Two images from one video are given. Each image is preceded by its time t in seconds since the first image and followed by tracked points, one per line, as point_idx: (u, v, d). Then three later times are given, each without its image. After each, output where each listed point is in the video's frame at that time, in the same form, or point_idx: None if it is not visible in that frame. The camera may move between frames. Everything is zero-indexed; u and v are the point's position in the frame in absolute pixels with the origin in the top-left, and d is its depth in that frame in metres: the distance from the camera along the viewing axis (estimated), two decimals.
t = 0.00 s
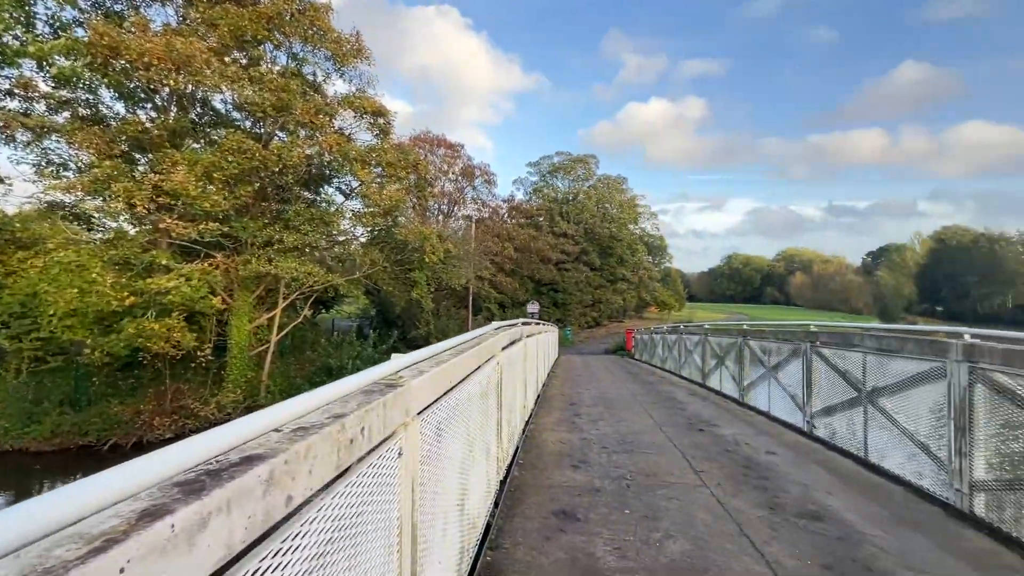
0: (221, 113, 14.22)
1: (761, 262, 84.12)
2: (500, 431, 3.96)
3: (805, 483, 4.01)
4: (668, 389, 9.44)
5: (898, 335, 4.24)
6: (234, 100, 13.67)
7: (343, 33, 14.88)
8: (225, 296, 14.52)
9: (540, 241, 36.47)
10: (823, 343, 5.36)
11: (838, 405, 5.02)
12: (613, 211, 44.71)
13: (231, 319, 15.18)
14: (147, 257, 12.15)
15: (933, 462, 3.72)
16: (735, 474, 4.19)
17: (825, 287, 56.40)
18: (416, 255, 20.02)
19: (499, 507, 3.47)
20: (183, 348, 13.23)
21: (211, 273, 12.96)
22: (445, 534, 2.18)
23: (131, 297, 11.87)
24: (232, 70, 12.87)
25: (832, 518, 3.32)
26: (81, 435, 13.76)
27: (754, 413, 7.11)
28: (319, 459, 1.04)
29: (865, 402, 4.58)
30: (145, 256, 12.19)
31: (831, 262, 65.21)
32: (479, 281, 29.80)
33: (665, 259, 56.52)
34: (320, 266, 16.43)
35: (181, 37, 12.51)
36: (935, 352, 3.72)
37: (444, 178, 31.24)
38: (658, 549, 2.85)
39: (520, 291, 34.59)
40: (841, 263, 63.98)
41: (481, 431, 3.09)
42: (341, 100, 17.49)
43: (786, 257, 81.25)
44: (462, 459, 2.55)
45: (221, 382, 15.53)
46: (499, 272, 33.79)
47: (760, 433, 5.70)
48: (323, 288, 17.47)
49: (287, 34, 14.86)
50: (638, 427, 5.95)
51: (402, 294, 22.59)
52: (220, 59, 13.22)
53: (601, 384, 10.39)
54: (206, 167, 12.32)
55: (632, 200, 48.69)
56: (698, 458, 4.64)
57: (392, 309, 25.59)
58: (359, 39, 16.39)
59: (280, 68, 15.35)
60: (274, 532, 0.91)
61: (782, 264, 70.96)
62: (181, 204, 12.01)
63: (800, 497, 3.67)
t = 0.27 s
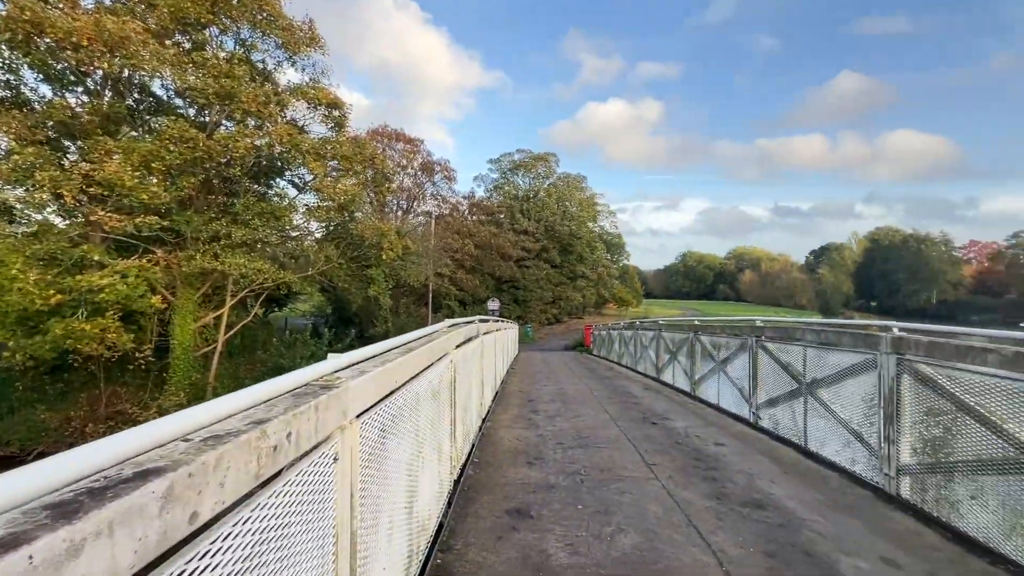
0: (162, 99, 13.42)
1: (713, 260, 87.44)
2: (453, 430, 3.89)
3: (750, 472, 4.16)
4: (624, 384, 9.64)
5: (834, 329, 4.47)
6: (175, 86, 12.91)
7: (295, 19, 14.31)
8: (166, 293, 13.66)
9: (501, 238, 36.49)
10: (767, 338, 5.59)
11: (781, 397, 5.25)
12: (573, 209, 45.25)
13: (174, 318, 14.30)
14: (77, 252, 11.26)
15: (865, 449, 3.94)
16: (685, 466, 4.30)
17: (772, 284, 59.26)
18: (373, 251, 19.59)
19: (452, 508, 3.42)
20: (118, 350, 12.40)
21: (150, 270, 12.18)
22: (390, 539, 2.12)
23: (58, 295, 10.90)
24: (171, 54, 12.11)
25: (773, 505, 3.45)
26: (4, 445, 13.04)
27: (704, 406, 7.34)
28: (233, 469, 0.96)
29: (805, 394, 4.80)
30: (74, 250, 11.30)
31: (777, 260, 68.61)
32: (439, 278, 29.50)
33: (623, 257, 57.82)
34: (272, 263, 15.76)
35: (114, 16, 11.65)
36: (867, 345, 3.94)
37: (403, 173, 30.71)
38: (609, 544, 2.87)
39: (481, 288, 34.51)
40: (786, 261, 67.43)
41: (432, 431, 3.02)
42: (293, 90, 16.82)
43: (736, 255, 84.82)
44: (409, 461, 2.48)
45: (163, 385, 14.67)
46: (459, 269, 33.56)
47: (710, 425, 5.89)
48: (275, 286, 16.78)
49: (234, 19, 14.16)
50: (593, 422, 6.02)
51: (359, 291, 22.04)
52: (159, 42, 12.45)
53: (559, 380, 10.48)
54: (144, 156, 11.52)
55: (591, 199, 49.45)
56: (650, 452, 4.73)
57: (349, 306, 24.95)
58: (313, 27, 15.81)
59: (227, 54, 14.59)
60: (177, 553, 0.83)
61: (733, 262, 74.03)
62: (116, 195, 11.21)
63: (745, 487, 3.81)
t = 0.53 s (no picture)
0: (96, 83, 12.51)
1: (672, 258, 89.90)
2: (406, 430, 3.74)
3: (704, 464, 4.20)
4: (584, 380, 9.69)
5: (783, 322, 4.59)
6: (113, 70, 11.98)
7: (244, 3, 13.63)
8: (101, 291, 12.73)
9: (464, 235, 36.17)
10: (721, 332, 5.70)
11: (734, 390, 5.36)
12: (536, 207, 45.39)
13: (111, 319, 13.31)
14: None
15: (813, 439, 4.05)
16: (642, 460, 4.30)
17: (726, 281, 61.47)
18: (330, 248, 18.97)
19: (403, 511, 3.28)
20: (46, 354, 11.46)
21: (81, 266, 11.33)
22: (329, 551, 1.97)
23: None
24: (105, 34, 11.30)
25: (726, 497, 3.48)
26: None
27: (661, 400, 7.45)
28: (100, 488, 0.81)
29: (757, 386, 4.91)
30: None
31: (731, 259, 71.30)
32: (400, 275, 28.94)
33: (585, 255, 58.56)
34: (222, 259, 14.96)
35: None
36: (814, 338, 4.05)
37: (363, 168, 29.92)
38: (565, 544, 2.81)
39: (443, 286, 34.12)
40: (739, 259, 70.07)
41: (379, 433, 2.87)
42: (243, 77, 16.00)
43: (693, 253, 87.53)
44: (352, 464, 2.34)
45: (99, 390, 13.69)
46: (421, 267, 33.06)
47: (666, 419, 5.96)
48: (225, 283, 15.96)
49: None
50: (552, 419, 5.98)
51: (315, 289, 21.29)
52: (91, 20, 11.60)
53: (520, 377, 10.43)
54: (73, 143, 10.60)
55: (553, 197, 49.77)
56: (607, 447, 4.72)
57: (305, 305, 24.10)
58: (264, 12, 15.10)
59: (170, 37, 13.78)
60: None
61: (690, 260, 76.34)
62: (41, 185, 10.25)
63: (700, 479, 3.84)
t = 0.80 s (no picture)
0: (26, 65, 11.53)
1: (635, 258, 91.60)
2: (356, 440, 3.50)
3: (667, 467, 4.14)
4: (547, 380, 9.59)
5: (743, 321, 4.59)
6: (41, 52, 11.11)
7: None
8: (28, 291, 11.71)
9: (428, 234, 35.63)
10: (683, 331, 5.69)
11: (696, 390, 5.34)
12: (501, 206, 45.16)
13: (40, 322, 12.19)
14: None
15: (773, 438, 4.04)
16: (604, 465, 4.19)
17: (687, 280, 63.16)
18: (285, 246, 18.16)
19: (350, 528, 3.04)
20: None
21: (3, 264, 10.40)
22: None
23: None
24: (30, 7, 10.39)
25: (688, 502, 3.42)
26: None
27: (624, 399, 7.41)
28: None
29: (717, 386, 4.90)
30: None
31: (692, 258, 73.23)
32: (361, 274, 28.17)
33: (550, 254, 58.82)
34: (166, 257, 14.08)
35: None
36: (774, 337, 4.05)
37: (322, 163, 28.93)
38: (523, 560, 2.64)
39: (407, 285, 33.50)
40: (699, 259, 72.15)
41: (321, 447, 2.62)
42: (190, 63, 15.05)
43: (655, 253, 89.57)
44: (286, 486, 2.09)
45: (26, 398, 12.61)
46: (383, 265, 32.29)
47: (629, 419, 5.91)
48: (170, 283, 15.01)
49: None
50: (514, 422, 5.81)
51: (270, 289, 20.37)
52: None
53: (483, 378, 10.24)
54: None
55: (519, 196, 49.74)
56: (570, 451, 4.59)
57: (260, 305, 23.06)
58: None
59: (108, 17, 12.86)
60: None
61: (652, 260, 77.94)
62: None
63: (661, 483, 3.76)
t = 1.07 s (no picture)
0: None
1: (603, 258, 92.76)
2: (301, 454, 3.21)
3: (633, 473, 4.02)
4: (513, 382, 9.41)
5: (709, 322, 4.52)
6: None
7: None
8: None
9: (394, 233, 34.91)
10: (649, 332, 5.60)
11: (662, 391, 5.26)
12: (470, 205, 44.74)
13: None
14: None
15: (738, 442, 3.98)
16: (569, 472, 4.04)
17: (653, 280, 64.36)
18: (242, 245, 17.23)
19: (290, 554, 2.77)
20: None
21: None
22: None
23: None
24: None
25: (655, 511, 3.29)
26: None
27: (591, 401, 7.31)
28: None
29: (683, 388, 4.83)
30: None
31: (657, 259, 74.70)
32: (324, 274, 27.30)
33: (519, 254, 58.79)
34: (108, 255, 13.22)
35: None
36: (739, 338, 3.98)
37: (282, 158, 27.85)
38: None
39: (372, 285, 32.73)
40: (665, 260, 73.70)
41: (254, 468, 2.35)
42: (134, 48, 13.97)
43: (622, 253, 90.87)
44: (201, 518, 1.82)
45: None
46: (348, 265, 31.42)
47: (595, 423, 5.79)
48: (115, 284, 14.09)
49: None
50: (478, 428, 5.60)
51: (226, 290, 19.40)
52: None
53: (448, 380, 9.96)
54: None
55: (488, 195, 49.45)
56: (534, 459, 4.42)
57: (215, 306, 21.98)
58: None
59: None
60: None
61: (619, 260, 79.08)
62: None
63: (627, 491, 3.63)
